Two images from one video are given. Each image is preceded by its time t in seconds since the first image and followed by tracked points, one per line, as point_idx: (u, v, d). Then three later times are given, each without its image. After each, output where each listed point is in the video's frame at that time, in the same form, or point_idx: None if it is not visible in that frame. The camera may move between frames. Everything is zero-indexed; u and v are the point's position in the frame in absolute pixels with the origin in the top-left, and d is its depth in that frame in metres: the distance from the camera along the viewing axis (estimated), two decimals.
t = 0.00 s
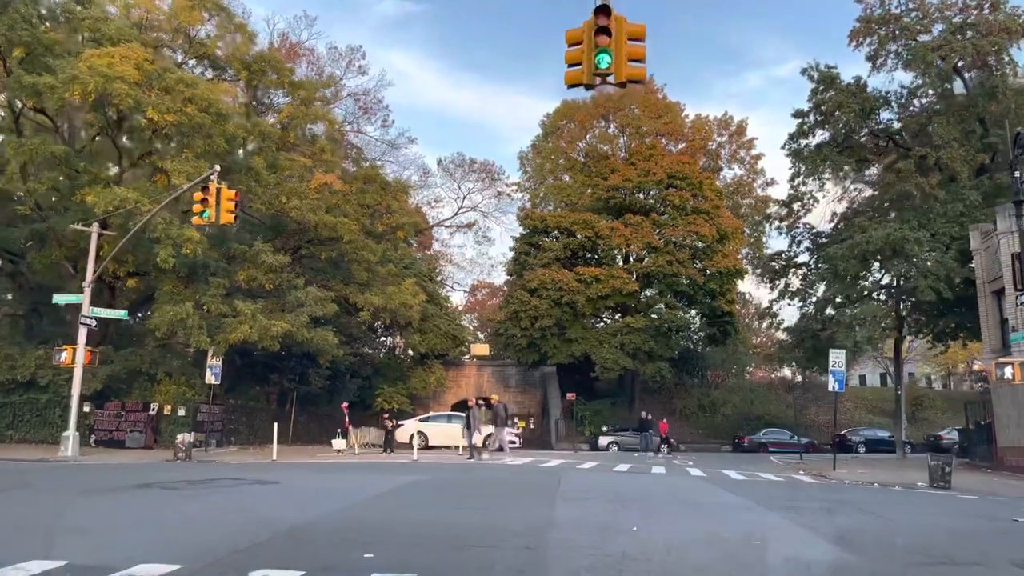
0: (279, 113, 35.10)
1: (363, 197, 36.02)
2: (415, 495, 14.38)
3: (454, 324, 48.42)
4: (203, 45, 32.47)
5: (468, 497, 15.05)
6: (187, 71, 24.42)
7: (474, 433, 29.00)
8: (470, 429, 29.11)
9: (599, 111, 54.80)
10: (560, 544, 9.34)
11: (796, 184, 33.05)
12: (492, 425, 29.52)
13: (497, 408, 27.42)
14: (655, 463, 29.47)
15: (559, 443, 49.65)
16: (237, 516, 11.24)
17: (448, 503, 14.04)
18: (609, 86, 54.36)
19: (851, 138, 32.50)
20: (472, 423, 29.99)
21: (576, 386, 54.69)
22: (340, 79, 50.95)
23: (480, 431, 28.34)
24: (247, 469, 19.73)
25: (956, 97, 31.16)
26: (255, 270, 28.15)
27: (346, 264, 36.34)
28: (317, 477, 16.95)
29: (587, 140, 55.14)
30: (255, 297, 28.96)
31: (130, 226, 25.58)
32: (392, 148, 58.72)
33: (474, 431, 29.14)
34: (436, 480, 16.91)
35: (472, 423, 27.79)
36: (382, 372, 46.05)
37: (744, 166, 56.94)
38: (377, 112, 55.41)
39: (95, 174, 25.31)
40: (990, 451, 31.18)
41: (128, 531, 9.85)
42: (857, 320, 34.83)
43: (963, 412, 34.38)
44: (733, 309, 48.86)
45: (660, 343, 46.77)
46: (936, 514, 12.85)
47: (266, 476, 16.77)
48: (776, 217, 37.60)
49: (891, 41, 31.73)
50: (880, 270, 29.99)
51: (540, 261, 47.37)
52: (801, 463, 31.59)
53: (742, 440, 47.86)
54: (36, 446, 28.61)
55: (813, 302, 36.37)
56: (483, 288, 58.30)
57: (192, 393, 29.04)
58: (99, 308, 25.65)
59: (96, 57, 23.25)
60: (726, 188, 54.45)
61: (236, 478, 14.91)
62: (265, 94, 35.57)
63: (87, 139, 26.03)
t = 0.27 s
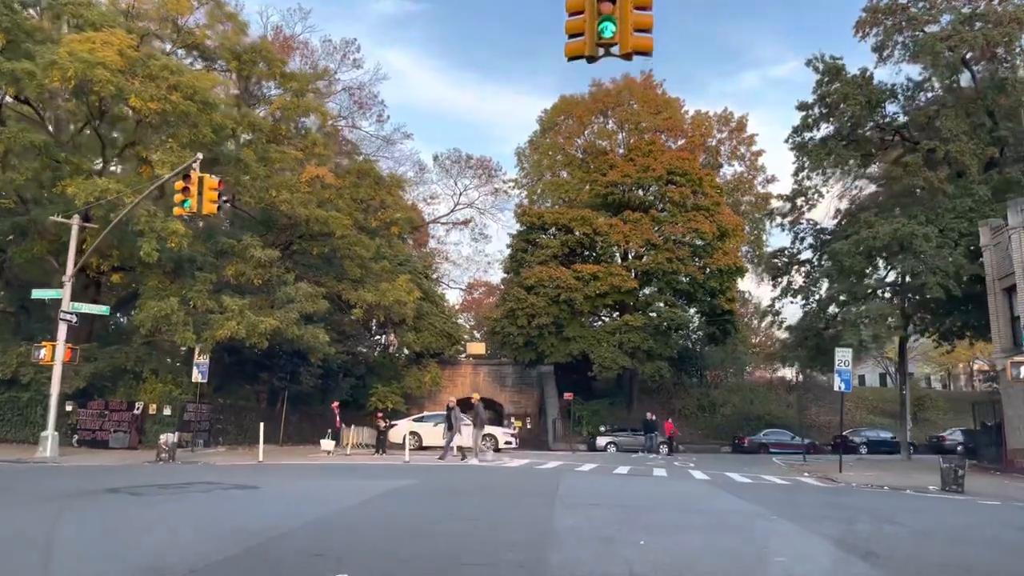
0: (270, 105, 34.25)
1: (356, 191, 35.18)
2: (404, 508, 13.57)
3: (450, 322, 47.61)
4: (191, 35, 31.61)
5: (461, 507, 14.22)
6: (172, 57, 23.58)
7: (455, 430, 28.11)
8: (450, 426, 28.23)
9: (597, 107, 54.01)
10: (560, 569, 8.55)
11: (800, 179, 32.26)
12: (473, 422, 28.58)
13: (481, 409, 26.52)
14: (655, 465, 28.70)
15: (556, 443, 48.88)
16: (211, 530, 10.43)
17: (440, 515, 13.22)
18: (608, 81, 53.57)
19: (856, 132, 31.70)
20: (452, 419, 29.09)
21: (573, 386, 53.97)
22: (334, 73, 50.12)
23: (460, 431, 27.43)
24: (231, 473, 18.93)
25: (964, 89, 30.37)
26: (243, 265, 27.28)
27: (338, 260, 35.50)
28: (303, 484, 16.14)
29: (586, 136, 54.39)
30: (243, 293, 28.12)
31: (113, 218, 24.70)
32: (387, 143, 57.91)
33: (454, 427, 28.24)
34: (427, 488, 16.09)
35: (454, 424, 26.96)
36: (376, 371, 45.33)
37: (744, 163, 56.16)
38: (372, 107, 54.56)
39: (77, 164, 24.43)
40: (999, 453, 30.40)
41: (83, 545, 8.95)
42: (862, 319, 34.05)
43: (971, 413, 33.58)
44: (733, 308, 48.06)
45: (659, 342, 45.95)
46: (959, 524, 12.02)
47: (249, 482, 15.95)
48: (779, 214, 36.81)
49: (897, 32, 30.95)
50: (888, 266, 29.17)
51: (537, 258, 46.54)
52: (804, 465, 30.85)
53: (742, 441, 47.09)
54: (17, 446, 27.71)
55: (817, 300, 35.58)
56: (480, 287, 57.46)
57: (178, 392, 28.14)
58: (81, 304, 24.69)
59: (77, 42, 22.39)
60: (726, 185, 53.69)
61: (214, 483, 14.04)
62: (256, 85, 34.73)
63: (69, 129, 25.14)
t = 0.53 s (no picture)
0: (259, 96, 33.32)
1: (348, 185, 34.27)
2: (392, 518, 12.61)
3: (445, 321, 46.72)
4: (178, 23, 30.66)
5: (453, 516, 13.31)
6: (154, 42, 22.65)
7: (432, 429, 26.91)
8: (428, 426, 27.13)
9: (596, 102, 53.13)
10: None
11: (804, 173, 31.42)
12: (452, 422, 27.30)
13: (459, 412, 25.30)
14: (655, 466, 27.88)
15: (553, 444, 48.05)
16: (172, 551, 9.40)
17: (429, 525, 12.26)
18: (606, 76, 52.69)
19: (862, 124, 30.85)
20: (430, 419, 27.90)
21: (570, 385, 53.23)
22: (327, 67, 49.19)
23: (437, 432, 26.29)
24: (213, 478, 18.03)
25: (973, 81, 29.53)
26: (230, 259, 26.37)
27: (330, 256, 34.59)
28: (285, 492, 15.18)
29: (584, 132, 53.53)
30: (230, 289, 27.20)
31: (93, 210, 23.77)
32: (382, 138, 56.99)
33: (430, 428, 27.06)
34: (417, 494, 15.17)
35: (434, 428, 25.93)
36: (370, 370, 44.67)
37: (744, 159, 55.31)
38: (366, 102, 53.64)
39: (56, 154, 23.50)
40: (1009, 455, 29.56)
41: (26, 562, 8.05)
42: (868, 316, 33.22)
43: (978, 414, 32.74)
44: (733, 306, 47.21)
45: (658, 341, 45.08)
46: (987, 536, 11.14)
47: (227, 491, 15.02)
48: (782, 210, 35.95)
49: (905, 22, 30.10)
50: (895, 263, 28.31)
51: (534, 255, 45.66)
52: (808, 467, 30.03)
53: (741, 441, 46.27)
54: None
55: (820, 297, 34.68)
56: (476, 286, 56.57)
57: (162, 391, 27.22)
58: (59, 302, 23.66)
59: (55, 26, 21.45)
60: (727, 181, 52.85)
61: (187, 490, 13.14)
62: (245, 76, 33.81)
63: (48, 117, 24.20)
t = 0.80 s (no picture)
0: (247, 87, 32.34)
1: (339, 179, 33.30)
2: (377, 529, 11.65)
3: (439, 320, 45.72)
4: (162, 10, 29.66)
5: (442, 524, 12.36)
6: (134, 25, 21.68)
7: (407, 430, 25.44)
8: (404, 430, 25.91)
9: (593, 97, 52.20)
10: None
11: (809, 166, 30.50)
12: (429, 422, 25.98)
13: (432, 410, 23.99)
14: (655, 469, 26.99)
15: (549, 445, 47.15)
16: (124, 574, 8.34)
17: (416, 536, 11.30)
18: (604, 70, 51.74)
19: (869, 117, 29.93)
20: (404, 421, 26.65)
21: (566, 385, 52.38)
22: (320, 60, 48.22)
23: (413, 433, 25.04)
24: (191, 483, 17.05)
25: (984, 72, 28.63)
26: (215, 253, 25.38)
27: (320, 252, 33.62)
28: (264, 499, 14.21)
29: (581, 127, 52.62)
30: (216, 285, 26.23)
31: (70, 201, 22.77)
32: (376, 134, 56.01)
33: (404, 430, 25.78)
34: (406, 502, 14.22)
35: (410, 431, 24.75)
36: (362, 369, 43.75)
37: (744, 156, 54.41)
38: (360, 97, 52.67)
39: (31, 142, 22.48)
40: (1020, 457, 28.69)
41: None
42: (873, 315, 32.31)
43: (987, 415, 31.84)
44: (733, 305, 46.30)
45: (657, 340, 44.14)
46: None
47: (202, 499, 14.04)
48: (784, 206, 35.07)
49: (913, 10, 29.19)
50: (904, 259, 27.37)
51: (530, 252, 44.71)
52: (813, 469, 29.14)
53: (741, 442, 45.39)
54: None
55: (823, 295, 33.79)
56: (472, 285, 55.64)
57: (144, 390, 26.22)
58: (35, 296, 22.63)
59: (28, 7, 20.46)
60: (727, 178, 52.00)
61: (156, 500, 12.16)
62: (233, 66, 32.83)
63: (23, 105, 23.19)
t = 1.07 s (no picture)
0: (234, 76, 31.28)
1: (328, 172, 32.26)
2: (355, 541, 10.67)
3: (433, 318, 44.69)
4: None
5: (427, 535, 11.37)
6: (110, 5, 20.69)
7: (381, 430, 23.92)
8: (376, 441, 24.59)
9: (590, 92, 51.23)
10: None
11: (815, 159, 29.51)
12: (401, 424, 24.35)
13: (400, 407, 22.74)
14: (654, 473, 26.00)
15: (545, 446, 46.17)
16: None
17: (397, 549, 10.32)
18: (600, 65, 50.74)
19: (877, 108, 28.97)
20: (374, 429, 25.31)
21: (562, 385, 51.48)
22: (311, 52, 47.18)
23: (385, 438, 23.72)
24: (162, 491, 16.02)
25: (995, 61, 27.70)
26: (197, 247, 24.32)
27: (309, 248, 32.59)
28: (235, 512, 13.18)
29: (578, 123, 51.64)
30: (197, 280, 25.18)
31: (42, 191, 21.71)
32: (368, 129, 54.94)
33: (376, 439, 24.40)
34: (389, 512, 13.21)
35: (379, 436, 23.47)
36: (353, 368, 42.85)
37: (743, 152, 53.49)
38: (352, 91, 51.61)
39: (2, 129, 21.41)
40: None
41: None
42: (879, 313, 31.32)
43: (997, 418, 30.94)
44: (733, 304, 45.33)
45: (656, 339, 43.16)
46: None
47: (167, 511, 13.00)
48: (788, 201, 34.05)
49: None
50: (913, 255, 26.40)
51: (526, 250, 43.70)
52: (817, 473, 28.15)
53: (741, 444, 44.46)
54: None
55: (828, 293, 32.75)
56: (466, 284, 54.63)
57: (123, 389, 25.14)
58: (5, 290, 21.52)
59: None
60: (726, 174, 51.05)
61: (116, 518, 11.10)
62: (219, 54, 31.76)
63: None
